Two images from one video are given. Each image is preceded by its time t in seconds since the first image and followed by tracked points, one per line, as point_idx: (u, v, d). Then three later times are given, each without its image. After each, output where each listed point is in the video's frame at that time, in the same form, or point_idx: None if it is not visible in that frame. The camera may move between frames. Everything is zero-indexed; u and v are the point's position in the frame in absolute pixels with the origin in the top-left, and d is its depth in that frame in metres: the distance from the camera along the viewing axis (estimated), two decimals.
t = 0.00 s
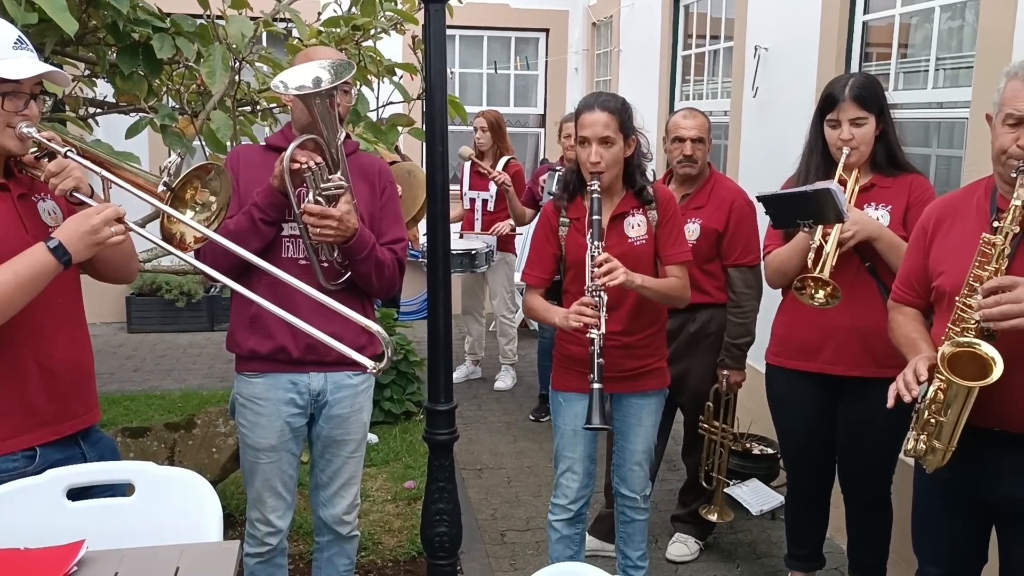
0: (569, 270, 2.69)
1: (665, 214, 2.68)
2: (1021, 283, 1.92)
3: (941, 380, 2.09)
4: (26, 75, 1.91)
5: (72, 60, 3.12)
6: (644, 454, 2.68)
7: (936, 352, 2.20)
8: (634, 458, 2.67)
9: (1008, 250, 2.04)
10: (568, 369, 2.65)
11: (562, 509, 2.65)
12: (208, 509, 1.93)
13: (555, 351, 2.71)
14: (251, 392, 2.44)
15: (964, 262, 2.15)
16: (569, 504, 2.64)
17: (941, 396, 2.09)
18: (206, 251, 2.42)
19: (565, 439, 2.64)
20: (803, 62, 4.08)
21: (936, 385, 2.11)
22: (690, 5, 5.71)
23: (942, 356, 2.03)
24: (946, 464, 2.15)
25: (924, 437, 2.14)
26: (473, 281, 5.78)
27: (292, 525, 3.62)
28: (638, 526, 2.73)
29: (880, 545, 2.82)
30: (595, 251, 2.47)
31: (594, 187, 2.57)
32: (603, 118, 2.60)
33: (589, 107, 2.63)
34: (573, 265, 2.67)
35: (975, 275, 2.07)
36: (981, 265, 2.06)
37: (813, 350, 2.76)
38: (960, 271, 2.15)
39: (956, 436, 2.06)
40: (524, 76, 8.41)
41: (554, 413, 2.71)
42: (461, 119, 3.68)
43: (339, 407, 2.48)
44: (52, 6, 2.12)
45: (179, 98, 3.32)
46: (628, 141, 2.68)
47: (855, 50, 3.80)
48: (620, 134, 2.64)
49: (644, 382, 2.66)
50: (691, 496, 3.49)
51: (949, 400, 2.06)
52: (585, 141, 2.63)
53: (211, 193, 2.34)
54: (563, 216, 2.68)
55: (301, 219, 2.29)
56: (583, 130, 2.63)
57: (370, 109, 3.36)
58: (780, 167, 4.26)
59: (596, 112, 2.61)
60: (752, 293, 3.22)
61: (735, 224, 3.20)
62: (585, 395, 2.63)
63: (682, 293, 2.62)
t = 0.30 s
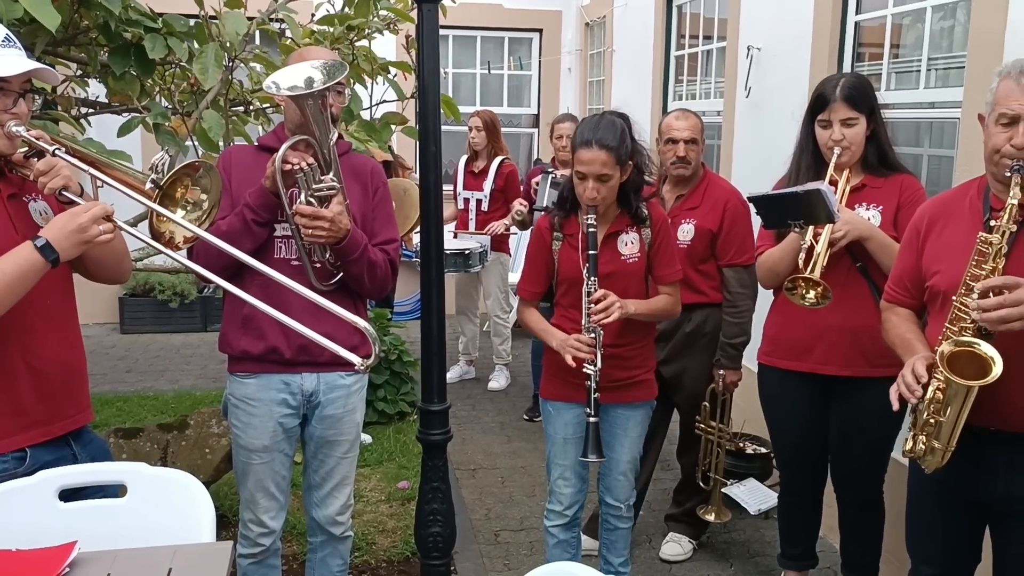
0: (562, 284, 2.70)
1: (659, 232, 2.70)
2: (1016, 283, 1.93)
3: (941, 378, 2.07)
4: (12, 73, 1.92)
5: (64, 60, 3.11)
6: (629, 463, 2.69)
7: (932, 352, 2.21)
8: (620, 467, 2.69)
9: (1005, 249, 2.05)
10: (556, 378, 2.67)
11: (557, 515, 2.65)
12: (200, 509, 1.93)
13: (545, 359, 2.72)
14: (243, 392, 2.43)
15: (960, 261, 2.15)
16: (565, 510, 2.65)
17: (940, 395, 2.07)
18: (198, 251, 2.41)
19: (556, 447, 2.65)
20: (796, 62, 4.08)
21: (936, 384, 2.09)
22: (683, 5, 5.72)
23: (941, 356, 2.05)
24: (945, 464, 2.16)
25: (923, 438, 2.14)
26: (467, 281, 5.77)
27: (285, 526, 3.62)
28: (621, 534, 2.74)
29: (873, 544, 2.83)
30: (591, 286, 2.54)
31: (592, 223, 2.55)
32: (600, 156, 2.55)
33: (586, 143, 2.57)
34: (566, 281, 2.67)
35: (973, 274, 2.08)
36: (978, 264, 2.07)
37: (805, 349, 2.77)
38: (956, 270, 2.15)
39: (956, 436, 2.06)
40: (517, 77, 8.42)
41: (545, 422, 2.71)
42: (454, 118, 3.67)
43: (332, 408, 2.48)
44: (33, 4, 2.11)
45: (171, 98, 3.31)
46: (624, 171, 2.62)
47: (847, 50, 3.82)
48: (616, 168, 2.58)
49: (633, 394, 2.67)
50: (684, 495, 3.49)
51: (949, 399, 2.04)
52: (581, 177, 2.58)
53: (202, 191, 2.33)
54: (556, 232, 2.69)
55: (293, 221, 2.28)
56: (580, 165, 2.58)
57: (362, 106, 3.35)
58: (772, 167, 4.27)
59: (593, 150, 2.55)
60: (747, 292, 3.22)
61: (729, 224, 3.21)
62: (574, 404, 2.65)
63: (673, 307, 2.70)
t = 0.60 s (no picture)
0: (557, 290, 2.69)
1: (651, 236, 2.72)
2: (1010, 281, 1.94)
3: (938, 378, 2.07)
4: (5, 71, 1.91)
5: (56, 58, 3.10)
6: (621, 461, 2.69)
7: (927, 351, 2.21)
8: (613, 466, 2.68)
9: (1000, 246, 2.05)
10: (549, 379, 2.68)
11: (554, 515, 2.65)
12: (195, 508, 1.92)
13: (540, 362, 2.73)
14: (236, 392, 2.43)
15: (955, 259, 2.15)
16: (561, 510, 2.64)
17: (937, 394, 2.07)
18: (191, 248, 2.41)
19: (552, 448, 2.66)
20: (789, 60, 4.09)
21: (933, 382, 2.08)
22: (677, 4, 5.72)
23: (937, 354, 2.05)
24: (941, 463, 2.16)
25: (920, 436, 2.14)
26: (461, 279, 5.77)
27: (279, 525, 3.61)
28: (612, 532, 2.74)
29: (867, 542, 2.83)
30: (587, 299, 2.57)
31: (587, 236, 2.55)
32: (593, 171, 2.54)
33: (578, 158, 2.57)
34: (561, 287, 2.67)
35: (968, 272, 2.09)
36: (975, 261, 2.08)
37: (798, 347, 2.77)
38: (952, 268, 2.15)
39: (952, 436, 2.06)
40: (511, 75, 8.41)
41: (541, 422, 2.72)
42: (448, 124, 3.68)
43: (325, 407, 2.47)
44: (32, 3, 2.11)
45: (164, 97, 3.30)
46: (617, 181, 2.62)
47: (841, 48, 3.82)
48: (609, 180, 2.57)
49: (627, 395, 2.68)
50: (679, 494, 3.49)
51: (946, 397, 2.04)
52: (574, 191, 2.56)
53: (193, 188, 2.35)
54: (551, 240, 2.67)
55: (286, 219, 2.28)
56: (572, 180, 2.57)
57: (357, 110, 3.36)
58: (766, 166, 4.27)
59: (586, 165, 2.55)
60: (741, 292, 3.23)
61: (724, 223, 3.21)
62: (569, 405, 2.65)
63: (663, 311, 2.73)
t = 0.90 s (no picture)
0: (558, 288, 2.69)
1: (650, 232, 2.73)
2: (1005, 279, 1.93)
3: (931, 377, 2.06)
4: None
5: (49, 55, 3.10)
6: (617, 457, 2.70)
7: (920, 348, 2.21)
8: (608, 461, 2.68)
9: (994, 245, 2.05)
10: (549, 375, 2.68)
11: (552, 513, 2.64)
12: (188, 506, 1.92)
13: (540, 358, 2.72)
14: (228, 390, 2.42)
15: (949, 257, 2.15)
16: (560, 508, 2.64)
17: (930, 394, 2.06)
18: (184, 246, 2.41)
19: (552, 445, 2.65)
20: (784, 57, 4.08)
21: (926, 381, 2.08)
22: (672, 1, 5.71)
23: (930, 354, 2.04)
24: (933, 461, 2.17)
25: (913, 434, 2.14)
26: (457, 277, 5.76)
27: (274, 523, 3.61)
28: (608, 528, 2.74)
29: (861, 539, 2.83)
30: (591, 296, 2.57)
31: (590, 236, 2.55)
32: (598, 173, 2.52)
33: (583, 158, 2.54)
34: (561, 286, 2.67)
35: (962, 271, 2.08)
36: (968, 261, 2.07)
37: (793, 344, 2.77)
38: (946, 266, 2.15)
39: (945, 434, 2.07)
40: (506, 72, 8.40)
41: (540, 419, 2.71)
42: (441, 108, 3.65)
43: (318, 405, 2.47)
44: None
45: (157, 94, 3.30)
46: (620, 181, 2.60)
47: (836, 45, 3.82)
48: (614, 182, 2.55)
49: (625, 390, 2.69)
50: (674, 491, 3.50)
51: (938, 397, 2.04)
52: (578, 192, 2.54)
53: (186, 185, 2.41)
54: (552, 239, 2.66)
55: (278, 216, 2.28)
56: (576, 181, 2.54)
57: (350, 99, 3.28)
58: (760, 163, 4.28)
59: (591, 166, 2.52)
60: (735, 289, 3.22)
61: (717, 220, 3.20)
62: (569, 400, 2.66)
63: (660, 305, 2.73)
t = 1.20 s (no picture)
0: (563, 281, 2.64)
1: (648, 225, 2.76)
2: (997, 277, 1.93)
3: (922, 376, 2.06)
4: None
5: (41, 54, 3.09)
6: (616, 457, 2.69)
7: (912, 347, 2.21)
8: (609, 460, 2.69)
9: (985, 245, 2.05)
10: (560, 378, 2.63)
11: (554, 515, 2.66)
12: (180, 505, 1.92)
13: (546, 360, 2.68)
14: (221, 390, 2.42)
15: (940, 255, 2.15)
16: (562, 509, 2.66)
17: (921, 392, 2.07)
18: (175, 246, 2.40)
19: (559, 446, 2.63)
20: (777, 56, 4.09)
21: (917, 380, 2.08)
22: None
23: (921, 353, 2.05)
24: (924, 459, 2.17)
25: (903, 432, 2.13)
26: (451, 276, 5.76)
27: (268, 522, 3.61)
28: (605, 527, 2.74)
29: (855, 536, 2.84)
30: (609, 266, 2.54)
31: (601, 207, 2.55)
32: (604, 141, 2.59)
33: (589, 130, 2.60)
34: (568, 276, 2.63)
35: (953, 270, 2.08)
36: (958, 260, 2.07)
37: (787, 342, 2.77)
38: (937, 264, 2.15)
39: (936, 433, 2.08)
40: (501, 71, 8.39)
41: (545, 421, 2.68)
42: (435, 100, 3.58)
43: (310, 404, 2.47)
44: None
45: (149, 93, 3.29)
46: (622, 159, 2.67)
47: (829, 43, 3.82)
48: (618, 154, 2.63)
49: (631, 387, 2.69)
50: (668, 489, 3.50)
51: (929, 396, 2.05)
52: (584, 163, 2.59)
53: (177, 184, 2.33)
54: (556, 229, 2.63)
55: (270, 216, 2.27)
56: (582, 155, 2.59)
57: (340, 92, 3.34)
58: (754, 161, 4.28)
59: (597, 136, 2.58)
60: (729, 288, 3.23)
61: (711, 219, 3.21)
62: (579, 402, 2.62)
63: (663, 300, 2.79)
